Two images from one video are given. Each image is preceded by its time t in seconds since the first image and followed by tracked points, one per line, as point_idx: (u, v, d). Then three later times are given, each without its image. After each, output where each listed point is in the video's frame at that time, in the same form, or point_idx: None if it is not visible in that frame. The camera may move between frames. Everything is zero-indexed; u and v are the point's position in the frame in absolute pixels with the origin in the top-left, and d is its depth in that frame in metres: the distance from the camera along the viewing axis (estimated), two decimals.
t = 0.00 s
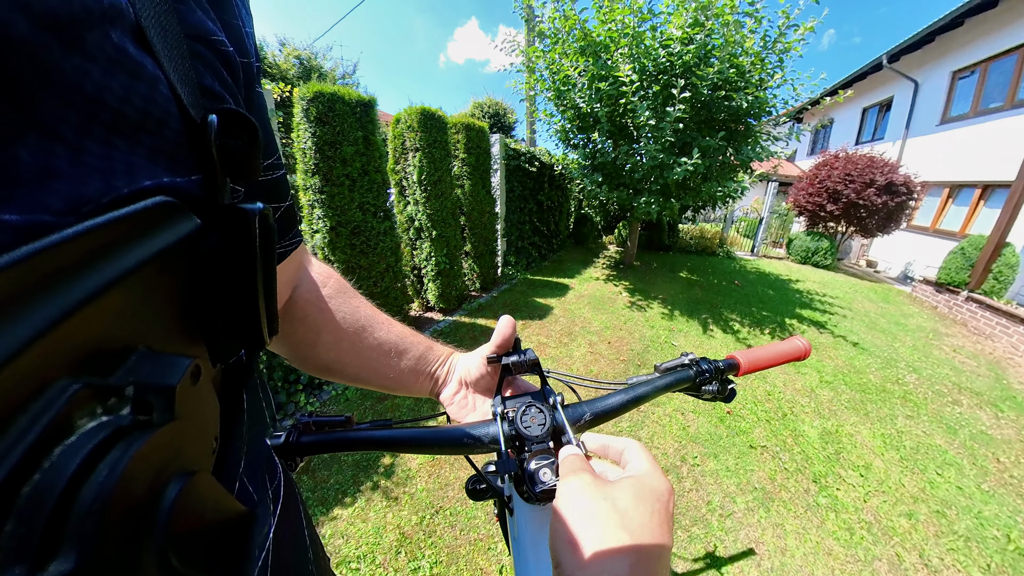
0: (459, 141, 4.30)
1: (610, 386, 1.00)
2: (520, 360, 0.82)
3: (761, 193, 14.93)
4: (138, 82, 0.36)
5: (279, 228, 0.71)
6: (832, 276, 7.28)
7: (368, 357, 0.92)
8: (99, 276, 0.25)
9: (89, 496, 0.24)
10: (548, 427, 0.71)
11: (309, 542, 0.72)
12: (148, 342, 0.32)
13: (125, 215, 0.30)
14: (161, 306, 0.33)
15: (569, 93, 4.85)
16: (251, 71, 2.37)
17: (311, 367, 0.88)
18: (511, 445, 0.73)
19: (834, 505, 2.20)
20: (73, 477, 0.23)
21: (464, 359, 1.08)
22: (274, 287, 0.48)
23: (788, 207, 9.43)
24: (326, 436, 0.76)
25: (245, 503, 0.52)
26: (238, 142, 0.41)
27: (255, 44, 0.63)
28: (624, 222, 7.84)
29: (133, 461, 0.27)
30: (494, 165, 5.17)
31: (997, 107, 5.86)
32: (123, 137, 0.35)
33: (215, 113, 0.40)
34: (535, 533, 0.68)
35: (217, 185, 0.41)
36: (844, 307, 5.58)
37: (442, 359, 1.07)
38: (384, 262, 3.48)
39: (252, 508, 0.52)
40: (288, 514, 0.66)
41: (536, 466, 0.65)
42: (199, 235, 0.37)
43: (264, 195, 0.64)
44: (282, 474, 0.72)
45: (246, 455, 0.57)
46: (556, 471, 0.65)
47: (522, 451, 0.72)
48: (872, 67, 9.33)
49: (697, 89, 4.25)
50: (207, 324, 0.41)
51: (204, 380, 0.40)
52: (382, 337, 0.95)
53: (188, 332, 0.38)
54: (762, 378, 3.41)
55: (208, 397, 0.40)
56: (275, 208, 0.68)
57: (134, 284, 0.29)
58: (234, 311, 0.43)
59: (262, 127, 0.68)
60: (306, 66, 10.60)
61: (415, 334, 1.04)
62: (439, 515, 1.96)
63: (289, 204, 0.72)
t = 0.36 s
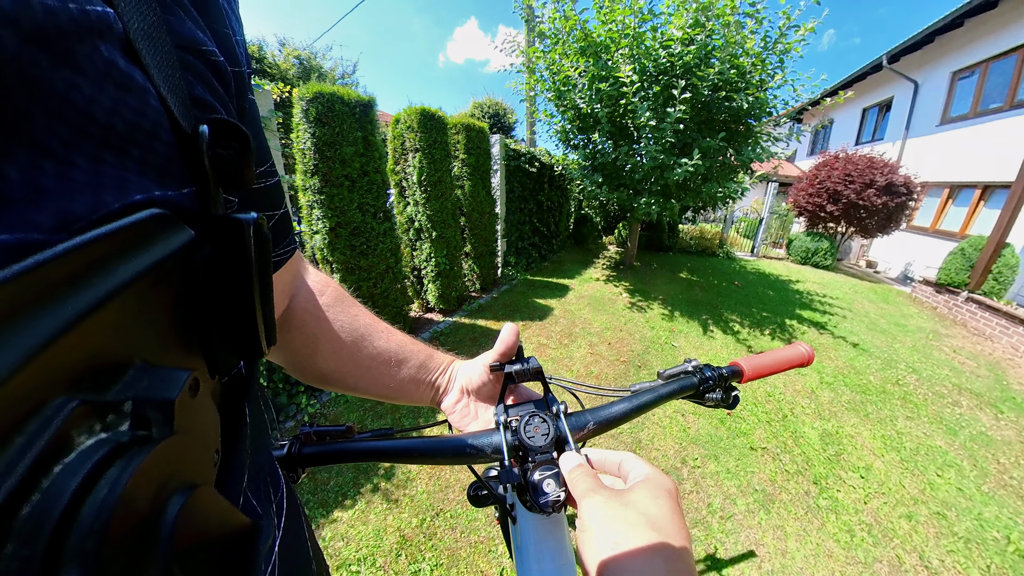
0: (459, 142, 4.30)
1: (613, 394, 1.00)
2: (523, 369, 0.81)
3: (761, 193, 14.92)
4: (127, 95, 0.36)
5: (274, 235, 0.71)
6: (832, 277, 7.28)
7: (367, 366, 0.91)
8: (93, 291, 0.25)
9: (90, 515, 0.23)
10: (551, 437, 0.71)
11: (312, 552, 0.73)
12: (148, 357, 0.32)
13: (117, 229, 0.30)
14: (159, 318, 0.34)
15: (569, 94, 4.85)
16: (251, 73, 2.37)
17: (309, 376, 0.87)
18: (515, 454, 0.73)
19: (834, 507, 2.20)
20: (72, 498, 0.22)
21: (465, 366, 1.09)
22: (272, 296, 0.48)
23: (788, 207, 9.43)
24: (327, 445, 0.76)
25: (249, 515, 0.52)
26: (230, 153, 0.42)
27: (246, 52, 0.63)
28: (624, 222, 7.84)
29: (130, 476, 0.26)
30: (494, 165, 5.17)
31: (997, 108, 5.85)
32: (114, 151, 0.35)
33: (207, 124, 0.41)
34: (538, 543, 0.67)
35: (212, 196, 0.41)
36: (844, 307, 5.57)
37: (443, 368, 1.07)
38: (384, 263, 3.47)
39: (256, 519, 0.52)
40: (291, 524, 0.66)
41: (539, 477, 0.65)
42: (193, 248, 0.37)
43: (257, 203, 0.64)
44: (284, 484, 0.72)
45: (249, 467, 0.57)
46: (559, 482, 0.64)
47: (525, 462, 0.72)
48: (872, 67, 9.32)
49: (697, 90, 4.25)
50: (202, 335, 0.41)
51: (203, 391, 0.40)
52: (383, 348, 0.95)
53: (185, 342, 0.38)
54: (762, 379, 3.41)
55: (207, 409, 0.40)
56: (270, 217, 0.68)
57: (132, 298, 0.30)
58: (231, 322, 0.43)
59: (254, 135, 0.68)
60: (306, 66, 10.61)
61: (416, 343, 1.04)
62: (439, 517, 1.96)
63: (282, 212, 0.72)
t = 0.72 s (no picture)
0: (459, 142, 4.30)
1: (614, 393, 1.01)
2: (527, 367, 0.81)
3: (761, 193, 14.93)
4: (129, 94, 0.37)
5: (276, 235, 0.71)
6: (832, 277, 7.29)
7: (369, 366, 0.92)
8: (95, 289, 0.25)
9: (91, 509, 0.24)
10: (554, 435, 0.71)
11: (310, 552, 0.72)
12: (147, 354, 0.32)
13: (117, 227, 0.30)
14: (159, 317, 0.34)
15: (569, 94, 4.85)
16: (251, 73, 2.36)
17: (311, 376, 0.87)
18: (517, 452, 0.72)
19: (834, 507, 2.20)
20: (72, 494, 0.23)
21: (466, 365, 1.09)
22: (273, 295, 0.48)
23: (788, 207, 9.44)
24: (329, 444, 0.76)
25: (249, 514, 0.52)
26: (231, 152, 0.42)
27: (247, 51, 0.64)
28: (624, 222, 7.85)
29: (130, 474, 0.27)
30: (494, 165, 5.17)
31: (997, 108, 5.86)
32: (115, 149, 0.35)
33: (209, 123, 0.41)
34: (539, 541, 0.68)
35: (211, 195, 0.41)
36: (844, 307, 5.58)
37: (444, 367, 1.07)
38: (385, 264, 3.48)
39: (256, 518, 0.53)
40: (289, 524, 0.66)
41: (541, 475, 0.65)
42: (194, 247, 0.37)
43: (259, 203, 0.64)
44: (283, 483, 0.72)
45: (249, 467, 0.57)
46: (561, 481, 0.64)
47: (528, 460, 0.72)
48: (872, 68, 9.34)
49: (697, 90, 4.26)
50: (201, 334, 0.41)
51: (203, 390, 0.40)
52: (384, 348, 0.95)
53: (186, 340, 0.39)
54: (762, 379, 3.41)
55: (207, 408, 0.40)
56: (272, 217, 0.68)
57: (133, 296, 0.30)
58: (231, 322, 0.43)
59: (256, 134, 0.68)
60: (306, 66, 10.63)
61: (417, 342, 1.04)
62: (440, 517, 1.96)
63: (284, 211, 0.73)
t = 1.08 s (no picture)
0: (459, 142, 4.31)
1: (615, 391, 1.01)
2: (528, 364, 0.81)
3: (761, 193, 14.94)
4: (132, 95, 0.37)
5: (278, 234, 0.72)
6: (832, 276, 7.29)
7: (371, 364, 0.92)
8: (95, 290, 0.26)
9: (94, 507, 0.24)
10: (555, 430, 0.72)
11: (309, 551, 0.72)
12: (149, 354, 0.33)
13: (119, 228, 0.30)
14: (162, 316, 0.34)
15: (569, 94, 4.86)
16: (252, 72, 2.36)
17: (312, 375, 0.88)
18: (518, 449, 0.73)
19: (833, 505, 2.21)
20: (75, 492, 0.23)
21: (467, 363, 1.10)
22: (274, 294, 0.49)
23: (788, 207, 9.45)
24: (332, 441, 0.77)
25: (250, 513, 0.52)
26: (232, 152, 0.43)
27: (248, 51, 0.64)
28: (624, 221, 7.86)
29: (132, 473, 0.27)
30: (494, 165, 5.17)
31: (996, 108, 5.87)
32: (119, 149, 0.36)
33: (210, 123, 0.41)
34: (542, 536, 0.69)
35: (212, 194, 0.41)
36: (844, 307, 5.59)
37: (445, 364, 1.08)
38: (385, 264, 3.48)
39: (256, 516, 0.53)
40: (288, 523, 0.67)
41: (542, 470, 0.66)
42: (197, 246, 0.38)
43: (260, 203, 0.65)
44: (282, 481, 0.72)
45: (249, 466, 0.57)
46: (563, 475, 0.65)
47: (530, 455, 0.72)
48: (871, 68, 9.34)
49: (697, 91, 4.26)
50: (204, 334, 0.41)
51: (205, 389, 0.41)
52: (386, 345, 0.95)
53: (189, 338, 0.39)
54: (762, 378, 3.42)
55: (210, 407, 0.41)
56: (274, 217, 0.69)
57: (136, 296, 0.30)
58: (234, 321, 0.44)
59: (258, 134, 0.68)
60: (306, 66, 10.64)
61: (418, 341, 1.05)
62: (441, 516, 1.97)
63: (286, 211, 0.73)
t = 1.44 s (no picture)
0: (459, 143, 4.31)
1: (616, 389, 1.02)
2: (529, 363, 0.82)
3: (761, 193, 14.96)
4: (131, 93, 0.38)
5: (278, 233, 0.73)
6: (832, 276, 7.30)
7: (373, 364, 0.93)
8: (93, 290, 0.26)
9: (93, 509, 0.24)
10: (558, 428, 0.72)
11: (309, 551, 0.72)
12: (149, 353, 0.33)
13: (118, 228, 0.30)
14: (162, 315, 0.35)
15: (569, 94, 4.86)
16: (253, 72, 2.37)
17: (313, 374, 0.88)
18: (521, 447, 0.73)
19: (833, 505, 2.21)
20: (75, 493, 0.23)
21: (470, 362, 1.11)
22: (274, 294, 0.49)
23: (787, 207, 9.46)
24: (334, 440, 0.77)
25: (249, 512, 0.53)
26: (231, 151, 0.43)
27: (248, 51, 0.64)
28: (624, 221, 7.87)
29: (132, 473, 0.27)
30: (494, 165, 5.17)
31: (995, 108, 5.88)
32: (119, 148, 0.36)
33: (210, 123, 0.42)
34: (543, 534, 0.69)
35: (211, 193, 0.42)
36: (844, 307, 5.59)
37: (447, 364, 1.09)
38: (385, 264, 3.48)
39: (256, 516, 0.54)
40: (288, 524, 0.67)
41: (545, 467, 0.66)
42: (197, 246, 0.38)
43: (260, 202, 0.65)
44: (282, 481, 0.72)
45: (248, 466, 0.58)
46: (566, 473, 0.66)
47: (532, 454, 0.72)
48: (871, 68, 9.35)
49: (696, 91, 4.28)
50: (203, 332, 0.42)
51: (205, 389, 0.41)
52: (388, 345, 0.96)
53: (187, 338, 0.40)
54: (762, 378, 3.43)
55: (209, 405, 0.41)
56: (273, 216, 0.69)
57: (136, 296, 0.31)
58: (234, 320, 0.44)
59: (258, 134, 0.69)
60: (306, 66, 10.65)
61: (420, 340, 1.05)
62: (441, 515, 1.97)
63: (287, 210, 0.74)
